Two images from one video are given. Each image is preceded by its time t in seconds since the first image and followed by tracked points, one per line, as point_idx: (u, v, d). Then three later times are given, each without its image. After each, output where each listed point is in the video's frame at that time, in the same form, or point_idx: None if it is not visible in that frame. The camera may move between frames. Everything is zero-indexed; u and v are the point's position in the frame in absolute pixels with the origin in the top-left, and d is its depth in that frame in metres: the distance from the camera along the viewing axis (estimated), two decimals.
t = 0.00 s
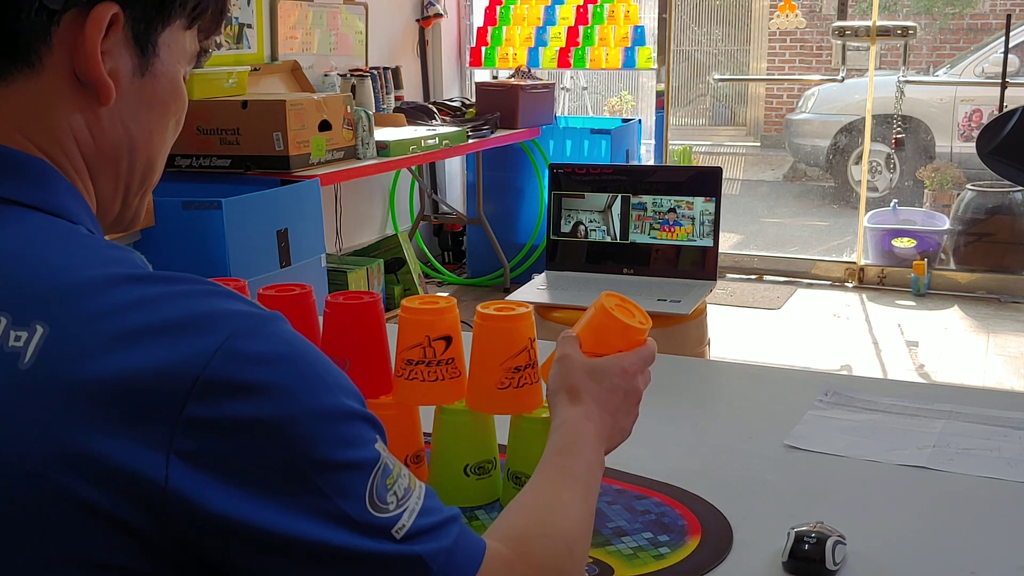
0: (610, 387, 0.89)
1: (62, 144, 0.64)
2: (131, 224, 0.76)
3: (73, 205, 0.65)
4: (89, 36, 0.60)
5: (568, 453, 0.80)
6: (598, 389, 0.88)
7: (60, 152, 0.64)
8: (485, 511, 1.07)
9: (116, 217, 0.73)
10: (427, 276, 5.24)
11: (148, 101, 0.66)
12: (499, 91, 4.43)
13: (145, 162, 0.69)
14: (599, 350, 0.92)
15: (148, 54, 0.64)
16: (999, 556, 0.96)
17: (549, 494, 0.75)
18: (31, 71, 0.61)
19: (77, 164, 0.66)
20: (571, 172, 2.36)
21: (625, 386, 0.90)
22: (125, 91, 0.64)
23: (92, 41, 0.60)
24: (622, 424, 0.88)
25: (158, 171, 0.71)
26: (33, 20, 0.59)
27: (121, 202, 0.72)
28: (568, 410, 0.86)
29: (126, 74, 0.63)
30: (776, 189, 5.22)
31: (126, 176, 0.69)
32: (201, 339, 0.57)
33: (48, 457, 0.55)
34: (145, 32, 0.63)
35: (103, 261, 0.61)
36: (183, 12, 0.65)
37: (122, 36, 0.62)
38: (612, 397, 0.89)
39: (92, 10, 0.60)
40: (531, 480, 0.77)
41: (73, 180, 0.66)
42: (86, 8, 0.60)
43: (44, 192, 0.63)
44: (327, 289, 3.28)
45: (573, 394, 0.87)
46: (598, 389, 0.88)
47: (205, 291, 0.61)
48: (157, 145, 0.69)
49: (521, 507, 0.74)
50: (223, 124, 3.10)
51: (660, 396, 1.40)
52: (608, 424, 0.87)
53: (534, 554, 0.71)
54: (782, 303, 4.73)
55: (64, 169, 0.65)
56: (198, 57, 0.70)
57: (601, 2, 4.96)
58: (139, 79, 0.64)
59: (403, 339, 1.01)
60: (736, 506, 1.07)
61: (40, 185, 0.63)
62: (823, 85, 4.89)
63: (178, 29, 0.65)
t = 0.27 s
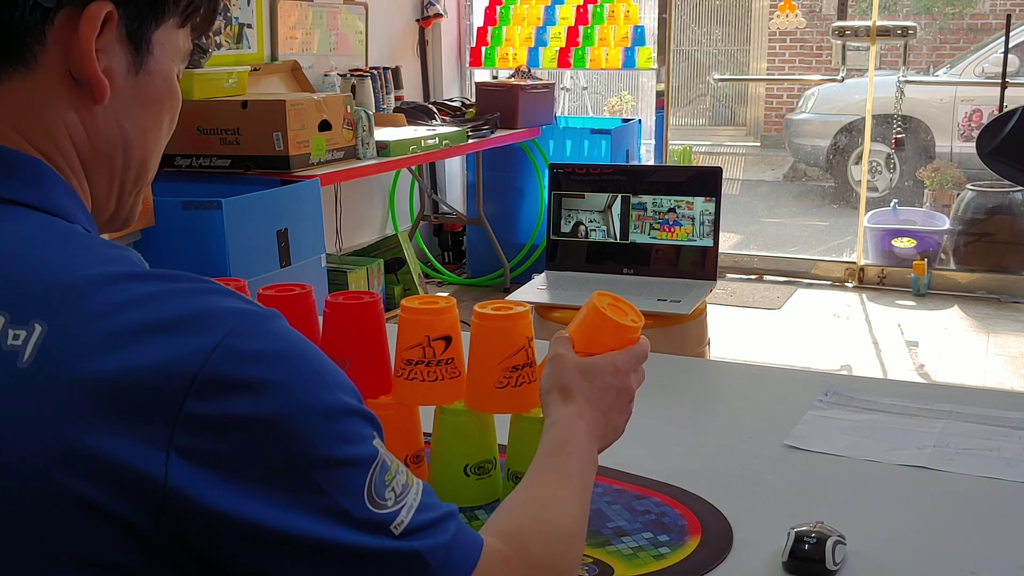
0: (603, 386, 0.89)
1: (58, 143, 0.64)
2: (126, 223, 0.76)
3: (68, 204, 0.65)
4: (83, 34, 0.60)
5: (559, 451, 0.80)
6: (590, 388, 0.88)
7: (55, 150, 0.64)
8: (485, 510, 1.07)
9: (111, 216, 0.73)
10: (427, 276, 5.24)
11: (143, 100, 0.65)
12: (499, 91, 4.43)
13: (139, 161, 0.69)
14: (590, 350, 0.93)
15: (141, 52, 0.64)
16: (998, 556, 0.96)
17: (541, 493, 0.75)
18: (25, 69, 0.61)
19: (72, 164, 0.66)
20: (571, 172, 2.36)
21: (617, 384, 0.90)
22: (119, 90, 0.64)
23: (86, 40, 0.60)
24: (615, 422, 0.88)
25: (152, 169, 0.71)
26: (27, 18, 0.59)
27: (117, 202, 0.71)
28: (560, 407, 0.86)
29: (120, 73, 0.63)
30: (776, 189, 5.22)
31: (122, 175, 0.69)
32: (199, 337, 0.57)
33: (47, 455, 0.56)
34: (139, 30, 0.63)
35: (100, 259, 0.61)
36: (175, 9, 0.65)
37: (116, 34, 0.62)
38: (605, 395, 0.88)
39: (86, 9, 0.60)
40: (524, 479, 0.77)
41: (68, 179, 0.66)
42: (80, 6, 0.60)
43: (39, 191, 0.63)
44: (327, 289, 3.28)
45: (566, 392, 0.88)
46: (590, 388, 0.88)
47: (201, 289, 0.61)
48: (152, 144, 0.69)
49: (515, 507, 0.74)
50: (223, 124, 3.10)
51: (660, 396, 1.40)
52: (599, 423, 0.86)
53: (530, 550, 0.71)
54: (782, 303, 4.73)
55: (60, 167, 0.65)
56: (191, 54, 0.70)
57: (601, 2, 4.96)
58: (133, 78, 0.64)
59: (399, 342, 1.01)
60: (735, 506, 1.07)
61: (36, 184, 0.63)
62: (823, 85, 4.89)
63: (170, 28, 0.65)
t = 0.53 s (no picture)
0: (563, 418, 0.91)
1: (57, 143, 0.64)
2: (122, 224, 0.76)
3: (68, 203, 0.65)
4: (86, 33, 0.60)
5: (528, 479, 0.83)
6: (548, 421, 0.91)
7: (55, 149, 0.64)
8: (485, 511, 1.05)
9: (108, 216, 0.73)
10: (427, 276, 5.23)
11: (141, 101, 0.66)
12: (499, 91, 4.43)
13: (137, 160, 0.69)
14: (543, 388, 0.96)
15: (141, 53, 0.64)
16: (998, 556, 0.96)
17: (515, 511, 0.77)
18: (25, 67, 0.61)
19: (71, 163, 0.66)
20: (571, 172, 2.36)
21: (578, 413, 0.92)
22: (119, 90, 0.64)
23: (87, 39, 0.60)
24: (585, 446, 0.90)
25: (149, 170, 0.71)
26: (30, 16, 0.59)
27: (114, 202, 0.71)
28: (524, 443, 0.89)
29: (120, 73, 0.63)
30: (776, 189, 5.21)
31: (119, 175, 0.69)
32: (200, 336, 0.57)
33: (47, 455, 0.55)
34: (139, 31, 0.63)
35: (99, 260, 0.61)
36: (174, 13, 0.65)
37: (117, 35, 0.62)
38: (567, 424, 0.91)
39: (88, 8, 0.60)
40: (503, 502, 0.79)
41: (67, 178, 0.66)
42: (82, 6, 0.60)
43: (39, 190, 0.63)
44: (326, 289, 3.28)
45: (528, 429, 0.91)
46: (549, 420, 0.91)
47: (200, 289, 0.61)
48: (150, 144, 0.69)
49: (500, 522, 0.75)
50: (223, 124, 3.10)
51: (660, 396, 1.40)
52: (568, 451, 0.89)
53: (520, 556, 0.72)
54: (782, 303, 4.73)
55: (58, 167, 0.65)
56: (188, 56, 0.70)
57: (601, 2, 4.96)
58: (133, 78, 0.64)
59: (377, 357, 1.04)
60: (735, 506, 1.07)
61: (35, 183, 0.63)
62: (823, 85, 4.89)
63: (168, 29, 0.66)
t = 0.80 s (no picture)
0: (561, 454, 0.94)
1: (55, 142, 0.64)
2: (116, 225, 0.76)
3: (65, 202, 0.65)
4: (85, 33, 0.60)
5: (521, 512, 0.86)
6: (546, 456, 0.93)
7: (53, 148, 0.64)
8: (486, 511, 0.99)
9: (104, 216, 0.72)
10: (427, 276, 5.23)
11: (139, 102, 0.66)
12: (499, 91, 4.43)
13: (134, 160, 0.69)
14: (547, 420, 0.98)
15: (140, 54, 0.64)
16: (999, 556, 0.96)
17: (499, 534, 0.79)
18: (25, 65, 0.60)
19: (68, 162, 0.66)
20: (571, 172, 2.36)
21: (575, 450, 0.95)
22: (118, 91, 0.64)
23: (88, 39, 0.60)
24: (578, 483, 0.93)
25: (144, 171, 0.71)
26: (32, 15, 0.59)
27: (110, 201, 0.71)
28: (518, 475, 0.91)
29: (119, 74, 0.64)
30: (776, 189, 5.21)
31: (115, 175, 0.69)
32: (198, 336, 0.57)
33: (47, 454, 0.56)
34: (138, 32, 0.63)
35: (97, 259, 0.61)
36: (172, 15, 0.65)
37: (116, 36, 0.62)
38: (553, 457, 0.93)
39: (89, 9, 0.60)
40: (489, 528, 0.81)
41: (64, 177, 0.66)
42: (83, 6, 0.60)
43: (36, 189, 0.63)
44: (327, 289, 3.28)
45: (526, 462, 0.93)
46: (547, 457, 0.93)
47: (198, 289, 0.61)
48: (147, 144, 0.69)
49: (490, 544, 0.78)
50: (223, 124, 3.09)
51: (660, 396, 1.40)
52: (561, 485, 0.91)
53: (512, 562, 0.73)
54: (782, 303, 4.73)
55: (56, 166, 0.65)
56: (186, 58, 0.70)
57: (601, 2, 4.96)
58: (132, 79, 0.64)
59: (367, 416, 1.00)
60: (735, 506, 1.07)
61: (32, 181, 0.63)
62: (823, 86, 4.89)
63: (167, 32, 0.66)
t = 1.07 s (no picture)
0: (559, 408, 0.83)
1: (49, 139, 0.64)
2: (107, 223, 0.76)
3: (57, 199, 0.65)
4: (79, 28, 0.60)
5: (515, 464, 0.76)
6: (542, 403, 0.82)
7: (46, 146, 0.64)
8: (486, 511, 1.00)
9: (96, 213, 0.72)
10: (427, 276, 5.23)
11: (132, 98, 0.66)
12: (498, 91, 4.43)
13: (126, 157, 0.69)
14: (549, 365, 0.86)
15: (132, 50, 0.64)
16: (999, 557, 0.96)
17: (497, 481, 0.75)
18: (19, 62, 0.60)
19: (61, 159, 0.65)
20: (571, 172, 2.36)
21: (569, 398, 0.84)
22: (111, 88, 0.64)
23: (81, 35, 0.60)
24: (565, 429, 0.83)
25: (135, 168, 0.71)
26: (23, 11, 0.59)
27: (102, 198, 0.71)
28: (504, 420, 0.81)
29: (112, 70, 0.64)
30: (777, 189, 5.21)
31: (108, 172, 0.69)
32: (191, 331, 0.57)
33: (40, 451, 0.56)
34: (129, 27, 0.63)
35: (89, 257, 0.60)
36: (163, 11, 0.65)
37: (109, 31, 0.62)
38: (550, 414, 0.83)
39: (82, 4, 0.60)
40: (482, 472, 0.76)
41: (56, 173, 0.66)
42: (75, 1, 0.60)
43: (29, 187, 0.63)
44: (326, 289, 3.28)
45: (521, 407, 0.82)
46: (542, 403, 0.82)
47: (191, 285, 0.61)
48: (138, 140, 0.69)
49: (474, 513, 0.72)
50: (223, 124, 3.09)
51: (660, 396, 1.40)
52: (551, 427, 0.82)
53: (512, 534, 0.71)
54: (782, 303, 4.73)
55: (49, 163, 0.65)
56: (174, 54, 0.71)
57: (601, 2, 4.96)
58: (125, 76, 0.65)
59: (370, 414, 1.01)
60: (735, 506, 1.07)
61: (23, 179, 0.63)
62: (823, 86, 4.89)
63: (156, 28, 0.66)
